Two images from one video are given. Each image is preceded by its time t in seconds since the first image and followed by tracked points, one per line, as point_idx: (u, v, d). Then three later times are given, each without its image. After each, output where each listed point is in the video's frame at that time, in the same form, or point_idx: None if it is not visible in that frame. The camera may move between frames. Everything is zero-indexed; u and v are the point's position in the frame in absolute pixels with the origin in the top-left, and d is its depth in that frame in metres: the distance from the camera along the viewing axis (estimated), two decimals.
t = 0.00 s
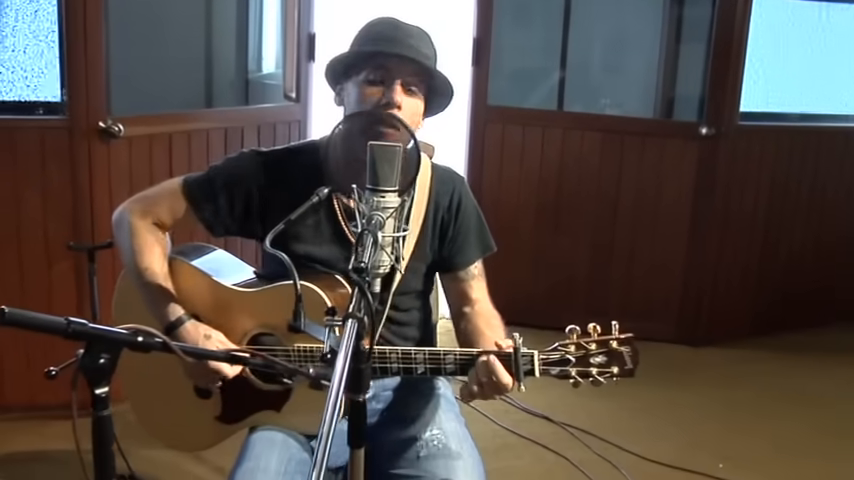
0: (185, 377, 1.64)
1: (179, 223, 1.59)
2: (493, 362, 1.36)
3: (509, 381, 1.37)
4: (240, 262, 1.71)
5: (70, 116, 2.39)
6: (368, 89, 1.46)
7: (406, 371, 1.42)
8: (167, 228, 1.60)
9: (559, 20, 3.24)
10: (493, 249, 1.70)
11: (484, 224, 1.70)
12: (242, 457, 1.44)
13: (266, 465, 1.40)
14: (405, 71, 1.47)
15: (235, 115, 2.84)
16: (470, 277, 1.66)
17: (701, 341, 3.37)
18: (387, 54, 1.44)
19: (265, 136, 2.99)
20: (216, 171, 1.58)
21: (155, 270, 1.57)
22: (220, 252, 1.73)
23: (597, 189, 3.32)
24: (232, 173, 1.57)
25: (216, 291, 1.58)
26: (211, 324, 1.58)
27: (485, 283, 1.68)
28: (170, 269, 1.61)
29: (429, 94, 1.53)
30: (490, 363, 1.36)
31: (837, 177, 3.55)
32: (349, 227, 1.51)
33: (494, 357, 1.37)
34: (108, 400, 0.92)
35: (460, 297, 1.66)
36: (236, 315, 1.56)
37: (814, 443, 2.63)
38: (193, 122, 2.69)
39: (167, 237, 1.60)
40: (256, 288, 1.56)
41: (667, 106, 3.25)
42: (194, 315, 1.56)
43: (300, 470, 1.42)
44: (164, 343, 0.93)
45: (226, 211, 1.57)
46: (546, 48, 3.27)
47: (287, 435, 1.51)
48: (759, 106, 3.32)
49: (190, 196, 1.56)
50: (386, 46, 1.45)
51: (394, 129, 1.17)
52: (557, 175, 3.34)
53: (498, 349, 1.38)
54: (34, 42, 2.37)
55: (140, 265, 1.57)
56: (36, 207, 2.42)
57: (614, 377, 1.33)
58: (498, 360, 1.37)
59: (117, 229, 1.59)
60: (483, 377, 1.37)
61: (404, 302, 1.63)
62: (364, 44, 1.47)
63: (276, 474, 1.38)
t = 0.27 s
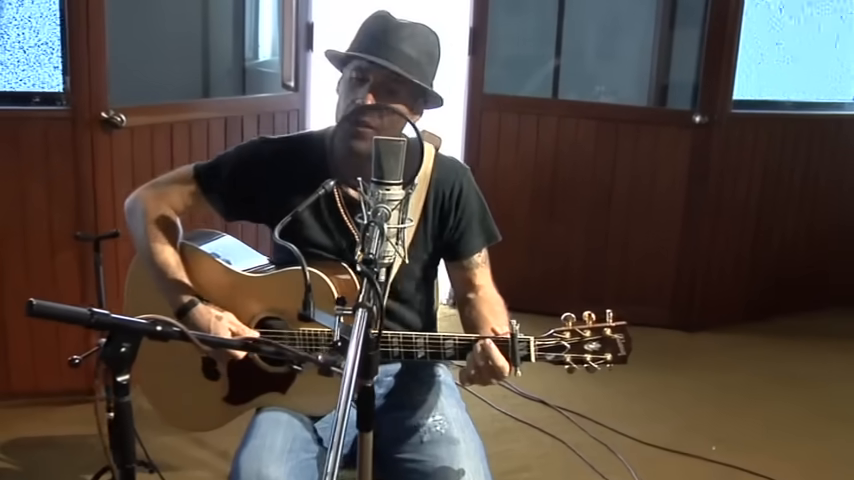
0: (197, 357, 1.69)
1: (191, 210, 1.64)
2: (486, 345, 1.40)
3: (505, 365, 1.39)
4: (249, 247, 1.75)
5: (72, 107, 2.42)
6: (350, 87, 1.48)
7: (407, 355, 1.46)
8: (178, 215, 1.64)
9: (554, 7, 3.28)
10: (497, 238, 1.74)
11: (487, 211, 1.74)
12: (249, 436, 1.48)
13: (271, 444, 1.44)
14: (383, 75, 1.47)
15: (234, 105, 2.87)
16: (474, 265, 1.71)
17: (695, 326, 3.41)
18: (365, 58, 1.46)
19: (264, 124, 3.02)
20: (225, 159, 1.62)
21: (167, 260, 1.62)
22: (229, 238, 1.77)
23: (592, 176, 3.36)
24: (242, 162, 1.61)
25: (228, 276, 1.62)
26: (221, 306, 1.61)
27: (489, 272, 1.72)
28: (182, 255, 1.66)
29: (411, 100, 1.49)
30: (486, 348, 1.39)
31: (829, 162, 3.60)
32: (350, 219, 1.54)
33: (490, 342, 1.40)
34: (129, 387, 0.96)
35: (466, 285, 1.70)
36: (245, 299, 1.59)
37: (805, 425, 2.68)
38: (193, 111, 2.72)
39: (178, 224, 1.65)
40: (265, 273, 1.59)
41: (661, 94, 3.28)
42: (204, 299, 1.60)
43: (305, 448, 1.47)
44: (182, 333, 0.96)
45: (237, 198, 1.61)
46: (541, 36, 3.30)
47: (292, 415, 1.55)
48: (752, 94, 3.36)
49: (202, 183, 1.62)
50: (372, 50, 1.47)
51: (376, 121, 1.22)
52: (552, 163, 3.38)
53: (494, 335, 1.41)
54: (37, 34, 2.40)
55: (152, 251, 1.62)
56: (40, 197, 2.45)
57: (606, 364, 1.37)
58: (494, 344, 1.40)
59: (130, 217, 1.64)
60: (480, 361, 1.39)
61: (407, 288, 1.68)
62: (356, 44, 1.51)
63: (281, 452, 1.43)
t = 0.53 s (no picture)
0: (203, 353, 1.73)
1: (197, 208, 1.67)
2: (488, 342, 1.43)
3: (505, 361, 1.42)
4: (253, 245, 1.78)
5: (73, 106, 2.45)
6: (358, 85, 1.51)
7: (409, 351, 1.50)
8: (185, 212, 1.67)
9: (548, 5, 3.32)
10: (497, 237, 1.77)
11: (489, 211, 1.77)
12: (256, 432, 1.51)
13: (278, 439, 1.47)
14: (391, 74, 1.50)
15: (233, 103, 2.90)
16: (473, 264, 1.74)
17: (688, 320, 3.45)
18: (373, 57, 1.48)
19: (262, 122, 3.05)
20: (231, 158, 1.66)
21: (174, 257, 1.65)
22: (232, 235, 1.80)
23: (587, 172, 3.40)
24: (247, 161, 1.64)
25: (235, 273, 1.66)
26: (226, 301, 1.66)
27: (488, 269, 1.76)
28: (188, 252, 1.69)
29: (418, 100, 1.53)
30: (488, 344, 1.43)
31: (821, 158, 3.64)
32: (354, 215, 1.55)
33: (491, 338, 1.43)
34: (144, 380, 0.99)
35: (465, 282, 1.74)
36: (250, 294, 1.63)
37: (798, 418, 2.72)
38: (192, 109, 2.75)
39: (184, 222, 1.68)
40: (272, 272, 1.62)
41: (655, 90, 3.32)
42: (210, 296, 1.63)
43: (311, 443, 1.50)
44: (194, 327, 1.00)
45: (243, 197, 1.65)
46: (536, 33, 3.34)
47: (296, 410, 1.57)
48: (744, 91, 3.40)
49: (209, 181, 1.65)
50: (379, 50, 1.51)
51: (381, 120, 1.22)
52: (547, 159, 3.42)
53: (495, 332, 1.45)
54: (37, 33, 2.43)
55: (159, 248, 1.65)
56: (42, 195, 2.47)
57: (605, 360, 1.40)
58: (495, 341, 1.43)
59: (137, 214, 1.67)
60: (481, 358, 1.42)
61: (409, 285, 1.72)
62: (364, 45, 1.54)
63: (288, 448, 1.46)
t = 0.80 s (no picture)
0: (205, 350, 1.76)
1: (200, 207, 1.70)
2: (471, 338, 1.47)
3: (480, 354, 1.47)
4: (254, 244, 1.81)
5: (72, 107, 2.47)
6: (374, 90, 1.54)
7: (408, 345, 1.53)
8: (186, 211, 1.70)
9: (539, 5, 3.36)
10: (486, 237, 1.81)
11: (480, 211, 1.81)
12: (258, 423, 1.55)
13: (282, 430, 1.52)
14: (407, 78, 1.53)
15: (229, 103, 2.93)
16: (458, 263, 1.78)
17: (679, 316, 3.50)
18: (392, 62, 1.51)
19: (257, 122, 3.08)
20: (233, 159, 1.69)
21: (176, 256, 1.69)
22: (233, 234, 1.83)
23: (578, 171, 3.44)
24: (250, 164, 1.68)
25: (236, 271, 1.69)
26: (226, 300, 1.70)
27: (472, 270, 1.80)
28: (190, 252, 1.73)
29: (429, 101, 1.59)
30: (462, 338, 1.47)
31: (809, 156, 3.68)
32: (356, 214, 1.61)
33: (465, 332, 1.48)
34: (154, 374, 1.03)
35: (445, 277, 1.78)
36: (250, 294, 1.66)
37: (787, 413, 2.77)
38: (188, 110, 2.78)
39: (186, 222, 1.72)
40: (273, 269, 1.65)
41: (646, 90, 3.36)
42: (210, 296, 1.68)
43: (313, 435, 1.54)
44: (202, 323, 1.04)
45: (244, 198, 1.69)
46: (527, 33, 3.38)
47: (299, 404, 1.61)
48: (733, 90, 3.44)
49: (209, 184, 1.67)
50: (391, 54, 1.53)
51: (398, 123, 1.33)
52: (539, 158, 3.46)
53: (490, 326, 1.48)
54: (37, 34, 2.46)
55: (162, 246, 1.69)
56: (41, 195, 2.50)
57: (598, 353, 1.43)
58: (483, 339, 1.47)
59: (140, 214, 1.70)
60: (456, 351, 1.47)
61: (405, 282, 1.75)
62: (372, 48, 1.55)
63: (291, 438, 1.50)
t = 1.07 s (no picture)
0: (204, 344, 1.79)
1: (199, 208, 1.73)
2: (463, 330, 1.50)
3: (471, 346, 1.50)
4: (251, 243, 1.85)
5: (69, 108, 2.50)
6: (373, 89, 1.59)
7: (402, 339, 1.58)
8: (186, 212, 1.74)
9: (528, 6, 3.40)
10: (474, 241, 1.86)
11: (471, 214, 1.86)
12: (257, 420, 1.58)
13: (280, 426, 1.55)
14: (405, 77, 1.58)
15: (221, 103, 2.97)
16: (445, 264, 1.81)
17: (666, 313, 3.55)
18: (392, 62, 1.56)
19: (250, 122, 3.12)
20: (232, 159, 1.73)
21: (176, 255, 1.73)
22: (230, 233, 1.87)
23: (567, 170, 3.48)
24: (250, 165, 1.72)
25: (234, 270, 1.72)
26: (225, 297, 1.73)
27: (457, 276, 1.83)
28: (189, 251, 1.76)
29: (424, 101, 1.63)
30: (451, 332, 1.50)
31: (794, 155, 3.74)
32: (353, 214, 1.66)
33: (453, 325, 1.51)
34: (162, 367, 1.06)
35: (432, 278, 1.82)
36: (248, 291, 1.70)
37: (771, 408, 2.82)
38: (182, 111, 2.81)
39: (186, 221, 1.75)
40: (272, 266, 1.68)
41: (633, 90, 3.41)
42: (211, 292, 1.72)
43: (310, 430, 1.58)
44: (208, 317, 1.08)
45: (243, 197, 1.72)
46: (516, 33, 3.42)
47: (295, 400, 1.65)
48: (720, 90, 3.50)
49: (209, 184, 1.70)
50: (391, 55, 1.56)
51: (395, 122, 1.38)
52: (529, 158, 3.50)
53: (481, 320, 1.52)
54: (32, 36, 2.48)
55: (162, 246, 1.72)
56: (36, 195, 2.52)
57: (587, 346, 1.46)
58: (474, 332, 1.51)
59: (141, 213, 1.74)
60: (442, 343, 1.50)
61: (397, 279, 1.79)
62: (371, 47, 1.59)
63: (290, 434, 1.54)
